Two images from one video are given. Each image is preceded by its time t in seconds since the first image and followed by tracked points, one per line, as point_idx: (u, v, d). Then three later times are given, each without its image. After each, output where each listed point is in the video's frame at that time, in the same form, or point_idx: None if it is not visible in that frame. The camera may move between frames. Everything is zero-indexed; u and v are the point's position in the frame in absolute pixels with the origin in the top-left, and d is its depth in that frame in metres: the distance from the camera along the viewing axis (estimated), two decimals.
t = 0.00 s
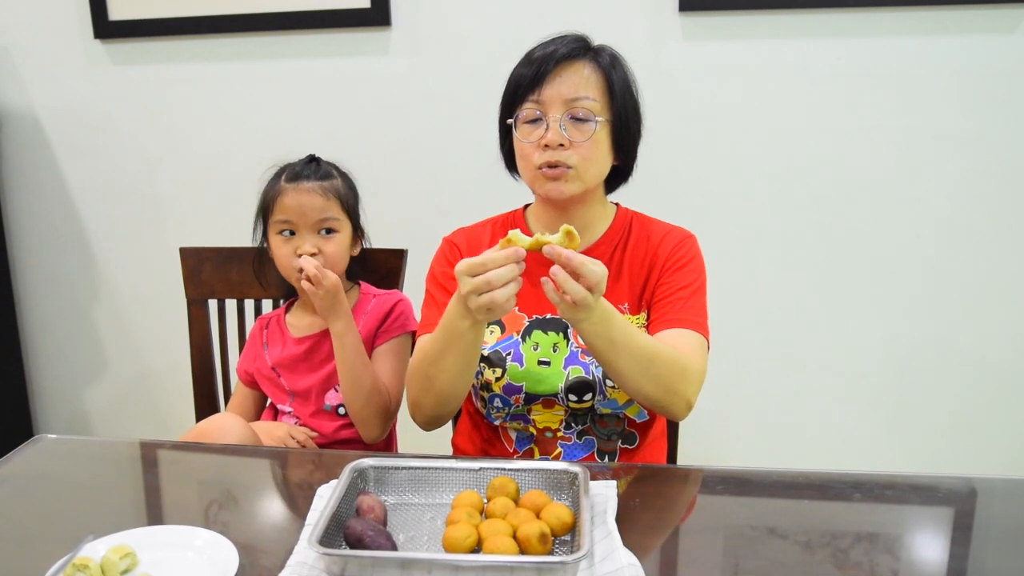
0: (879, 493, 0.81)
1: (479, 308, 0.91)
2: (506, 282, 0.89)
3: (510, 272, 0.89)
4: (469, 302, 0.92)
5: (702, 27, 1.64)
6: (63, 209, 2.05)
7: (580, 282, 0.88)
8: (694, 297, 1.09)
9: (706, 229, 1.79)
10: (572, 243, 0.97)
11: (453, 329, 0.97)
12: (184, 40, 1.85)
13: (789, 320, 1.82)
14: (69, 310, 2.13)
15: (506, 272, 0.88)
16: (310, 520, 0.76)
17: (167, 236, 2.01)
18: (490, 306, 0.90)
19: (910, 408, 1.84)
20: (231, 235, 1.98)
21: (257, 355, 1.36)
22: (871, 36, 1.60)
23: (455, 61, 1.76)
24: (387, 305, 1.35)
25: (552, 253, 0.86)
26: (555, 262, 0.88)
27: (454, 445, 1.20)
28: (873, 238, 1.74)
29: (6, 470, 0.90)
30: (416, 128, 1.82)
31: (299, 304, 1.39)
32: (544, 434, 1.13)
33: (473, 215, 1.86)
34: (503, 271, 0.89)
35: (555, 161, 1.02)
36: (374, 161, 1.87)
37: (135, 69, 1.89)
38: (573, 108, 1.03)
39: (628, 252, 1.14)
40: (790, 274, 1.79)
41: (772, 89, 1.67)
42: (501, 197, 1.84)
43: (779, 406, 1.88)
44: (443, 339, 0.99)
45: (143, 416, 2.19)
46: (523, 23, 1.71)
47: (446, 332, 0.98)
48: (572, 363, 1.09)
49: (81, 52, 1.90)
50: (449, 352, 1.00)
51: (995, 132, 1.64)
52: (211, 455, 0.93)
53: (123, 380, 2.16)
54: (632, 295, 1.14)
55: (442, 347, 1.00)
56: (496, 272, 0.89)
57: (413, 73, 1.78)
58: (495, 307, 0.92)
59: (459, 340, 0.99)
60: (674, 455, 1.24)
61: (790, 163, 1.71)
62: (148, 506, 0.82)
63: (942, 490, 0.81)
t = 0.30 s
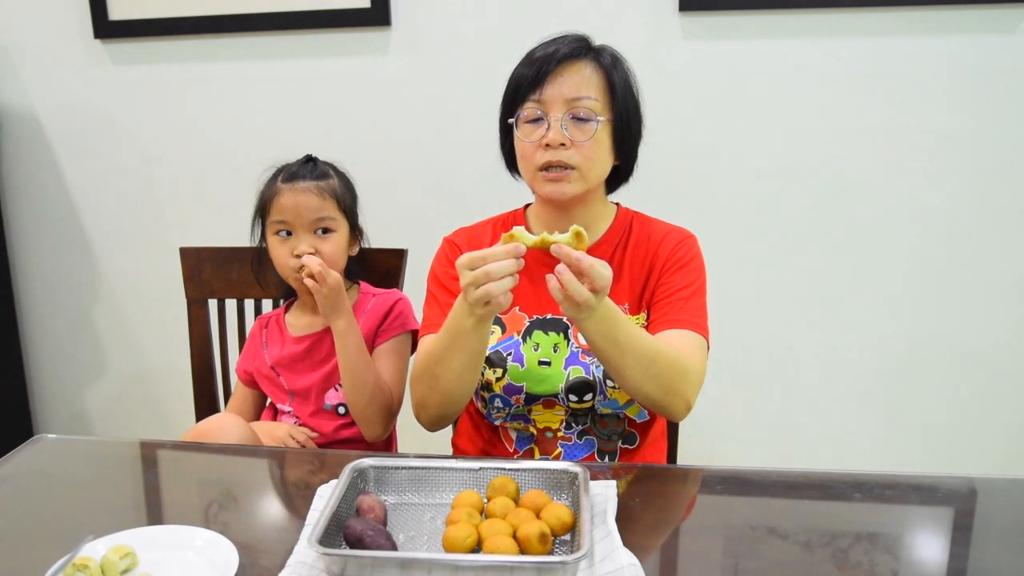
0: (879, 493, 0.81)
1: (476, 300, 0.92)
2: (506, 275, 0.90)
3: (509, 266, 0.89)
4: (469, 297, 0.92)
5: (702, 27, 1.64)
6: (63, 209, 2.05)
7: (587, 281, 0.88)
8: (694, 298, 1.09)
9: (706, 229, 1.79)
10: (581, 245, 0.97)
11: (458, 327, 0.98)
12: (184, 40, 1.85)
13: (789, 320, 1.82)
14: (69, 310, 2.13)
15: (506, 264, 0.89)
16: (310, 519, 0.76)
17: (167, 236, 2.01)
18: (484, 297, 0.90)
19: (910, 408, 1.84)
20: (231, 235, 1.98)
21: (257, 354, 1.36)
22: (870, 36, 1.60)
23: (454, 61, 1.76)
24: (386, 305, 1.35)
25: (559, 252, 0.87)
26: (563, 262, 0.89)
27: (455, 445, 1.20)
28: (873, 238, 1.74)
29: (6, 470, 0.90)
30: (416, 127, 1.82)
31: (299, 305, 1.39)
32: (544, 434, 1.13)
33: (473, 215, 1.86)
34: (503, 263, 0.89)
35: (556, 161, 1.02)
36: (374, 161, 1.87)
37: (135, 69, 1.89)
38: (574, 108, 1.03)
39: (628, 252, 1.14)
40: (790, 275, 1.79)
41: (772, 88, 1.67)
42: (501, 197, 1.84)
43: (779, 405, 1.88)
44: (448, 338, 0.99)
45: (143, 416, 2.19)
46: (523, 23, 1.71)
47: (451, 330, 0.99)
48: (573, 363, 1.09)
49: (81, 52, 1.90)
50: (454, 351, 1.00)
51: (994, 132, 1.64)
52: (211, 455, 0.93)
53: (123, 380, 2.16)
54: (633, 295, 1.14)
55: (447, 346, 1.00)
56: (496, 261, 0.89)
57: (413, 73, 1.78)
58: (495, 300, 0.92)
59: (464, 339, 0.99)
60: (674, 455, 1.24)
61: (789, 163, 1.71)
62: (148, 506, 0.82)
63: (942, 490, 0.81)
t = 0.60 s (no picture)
0: (879, 493, 0.81)
1: (476, 297, 0.92)
2: (506, 272, 0.90)
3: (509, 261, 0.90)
4: (470, 294, 0.92)
5: (702, 27, 1.64)
6: (63, 209, 2.05)
7: (591, 279, 0.88)
8: (695, 298, 1.09)
9: (706, 229, 1.79)
10: (586, 242, 0.98)
11: (459, 326, 0.98)
12: (184, 40, 1.85)
13: (789, 320, 1.82)
14: (70, 310, 2.13)
15: (508, 260, 0.89)
16: (310, 520, 0.76)
17: (167, 236, 2.01)
18: (484, 292, 0.91)
19: (910, 408, 1.84)
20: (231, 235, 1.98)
21: (257, 355, 1.36)
22: (870, 36, 1.60)
23: (454, 61, 1.76)
24: (385, 305, 1.35)
25: (565, 248, 0.87)
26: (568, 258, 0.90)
27: (455, 445, 1.20)
28: (873, 238, 1.74)
29: (6, 470, 0.90)
30: (416, 128, 1.82)
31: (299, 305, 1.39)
32: (544, 434, 1.13)
33: (473, 215, 1.86)
34: (505, 260, 0.89)
35: (559, 162, 1.02)
36: (374, 161, 1.87)
37: (135, 69, 1.89)
38: (576, 108, 1.03)
39: (629, 253, 1.14)
40: (790, 275, 1.79)
41: (772, 89, 1.67)
42: (501, 197, 1.84)
43: (779, 405, 1.88)
44: (449, 335, 0.99)
45: (143, 416, 2.19)
46: (523, 23, 1.71)
47: (452, 328, 0.99)
48: (573, 363, 1.09)
49: (81, 52, 1.90)
50: (455, 350, 1.00)
51: (994, 132, 1.64)
52: (212, 455, 0.93)
53: (123, 380, 2.16)
54: (634, 295, 1.14)
55: (448, 344, 1.00)
56: (496, 256, 0.90)
57: (413, 73, 1.78)
58: (496, 295, 0.92)
59: (465, 337, 0.99)
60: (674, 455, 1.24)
61: (789, 163, 1.71)
62: (148, 506, 0.82)
63: (942, 490, 0.81)
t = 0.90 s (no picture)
0: (879, 493, 0.81)
1: (476, 297, 0.92)
2: (505, 272, 0.90)
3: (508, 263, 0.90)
4: (469, 294, 0.92)
5: (702, 27, 1.64)
6: (63, 209, 2.05)
7: (593, 279, 0.88)
8: (697, 299, 1.09)
9: (706, 229, 1.79)
10: (588, 242, 0.98)
11: (458, 326, 0.98)
12: (184, 40, 1.85)
13: (789, 320, 1.82)
14: (70, 310, 2.13)
15: (508, 260, 0.89)
16: (310, 520, 0.77)
17: (167, 236, 2.01)
18: (484, 291, 0.91)
19: (910, 407, 1.84)
20: (231, 235, 1.98)
21: (257, 355, 1.36)
22: (871, 36, 1.60)
23: (455, 61, 1.76)
24: (386, 306, 1.35)
25: (566, 248, 0.87)
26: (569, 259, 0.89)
27: (455, 445, 1.20)
28: (873, 238, 1.74)
29: (5, 470, 0.90)
30: (417, 127, 1.82)
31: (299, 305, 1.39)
32: (544, 435, 1.13)
33: (473, 215, 1.86)
34: (504, 260, 0.89)
35: (561, 163, 1.02)
36: (374, 161, 1.87)
37: (135, 69, 1.90)
38: (578, 109, 1.03)
39: (631, 253, 1.14)
40: (790, 275, 1.79)
41: (772, 88, 1.67)
42: (501, 197, 1.84)
43: (779, 405, 1.88)
44: (448, 334, 0.99)
45: (143, 416, 2.19)
46: (523, 23, 1.71)
47: (452, 328, 0.99)
48: (574, 363, 1.09)
49: (81, 52, 1.90)
50: (454, 349, 1.00)
51: (994, 133, 1.64)
52: (212, 455, 0.93)
53: (123, 379, 2.16)
54: (635, 296, 1.14)
55: (448, 343, 1.00)
56: (495, 256, 0.90)
57: (413, 73, 1.78)
58: (495, 295, 0.92)
59: (466, 336, 0.99)
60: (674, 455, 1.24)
61: (789, 163, 1.71)
62: (148, 507, 0.82)
63: (942, 490, 0.81)
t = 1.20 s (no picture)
0: (879, 493, 0.81)
1: (472, 297, 0.92)
2: (502, 273, 0.90)
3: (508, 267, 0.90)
4: (467, 295, 0.92)
5: (702, 27, 1.64)
6: (63, 209, 2.05)
7: (596, 281, 0.88)
8: (697, 298, 1.09)
9: (706, 229, 1.79)
10: (590, 244, 0.98)
11: (455, 325, 0.98)
12: (184, 40, 1.85)
13: (788, 320, 1.82)
14: (70, 310, 2.13)
15: (505, 262, 0.89)
16: (310, 520, 0.76)
17: (167, 236, 2.01)
18: (484, 292, 0.90)
19: (910, 407, 1.84)
20: (231, 235, 1.98)
21: (257, 355, 1.36)
22: (871, 36, 1.60)
23: (455, 61, 1.76)
24: (387, 305, 1.35)
25: (569, 250, 0.87)
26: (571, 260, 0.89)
27: (455, 445, 1.20)
28: (873, 238, 1.74)
29: (5, 471, 0.90)
30: (416, 127, 1.82)
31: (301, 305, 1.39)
32: (543, 434, 1.13)
33: (472, 216, 1.87)
34: (502, 261, 0.89)
35: (562, 162, 1.02)
36: (374, 161, 1.87)
37: (135, 69, 1.89)
38: (579, 108, 1.03)
39: (631, 252, 1.14)
40: (790, 274, 1.78)
41: (772, 89, 1.67)
42: (501, 197, 1.84)
43: (779, 405, 1.88)
44: (444, 334, 0.99)
45: (143, 416, 2.19)
46: (523, 23, 1.71)
47: (448, 328, 0.99)
48: (573, 362, 1.09)
49: (81, 52, 1.90)
50: (450, 348, 1.00)
51: (994, 133, 1.64)
52: (211, 455, 0.93)
53: (123, 380, 2.16)
54: (635, 295, 1.14)
55: (443, 343, 1.00)
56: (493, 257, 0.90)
57: (413, 73, 1.78)
58: (493, 296, 0.92)
59: (462, 336, 0.99)
60: (674, 456, 1.24)
61: (789, 163, 1.71)
62: (148, 507, 0.82)
63: (942, 490, 0.81)
